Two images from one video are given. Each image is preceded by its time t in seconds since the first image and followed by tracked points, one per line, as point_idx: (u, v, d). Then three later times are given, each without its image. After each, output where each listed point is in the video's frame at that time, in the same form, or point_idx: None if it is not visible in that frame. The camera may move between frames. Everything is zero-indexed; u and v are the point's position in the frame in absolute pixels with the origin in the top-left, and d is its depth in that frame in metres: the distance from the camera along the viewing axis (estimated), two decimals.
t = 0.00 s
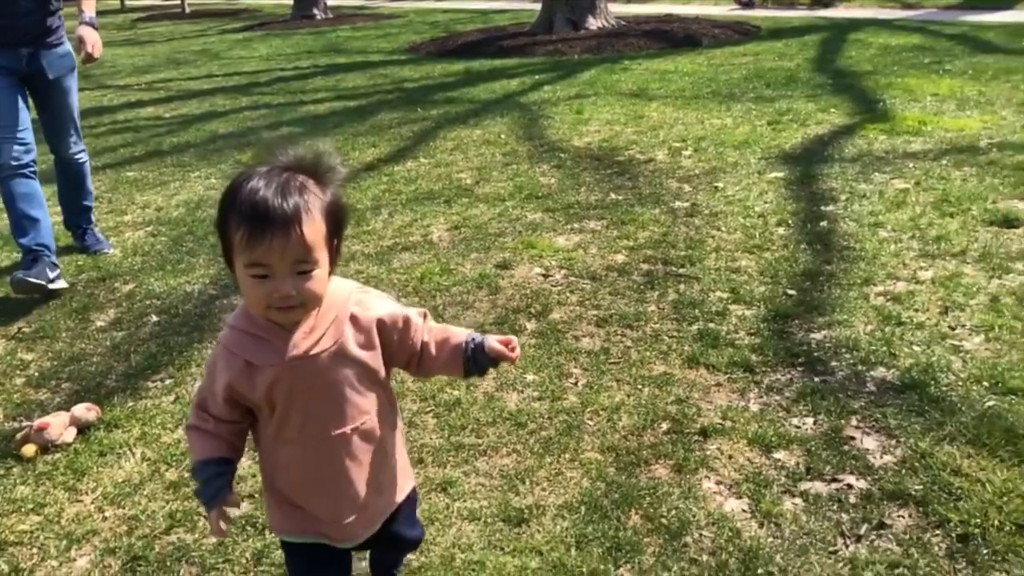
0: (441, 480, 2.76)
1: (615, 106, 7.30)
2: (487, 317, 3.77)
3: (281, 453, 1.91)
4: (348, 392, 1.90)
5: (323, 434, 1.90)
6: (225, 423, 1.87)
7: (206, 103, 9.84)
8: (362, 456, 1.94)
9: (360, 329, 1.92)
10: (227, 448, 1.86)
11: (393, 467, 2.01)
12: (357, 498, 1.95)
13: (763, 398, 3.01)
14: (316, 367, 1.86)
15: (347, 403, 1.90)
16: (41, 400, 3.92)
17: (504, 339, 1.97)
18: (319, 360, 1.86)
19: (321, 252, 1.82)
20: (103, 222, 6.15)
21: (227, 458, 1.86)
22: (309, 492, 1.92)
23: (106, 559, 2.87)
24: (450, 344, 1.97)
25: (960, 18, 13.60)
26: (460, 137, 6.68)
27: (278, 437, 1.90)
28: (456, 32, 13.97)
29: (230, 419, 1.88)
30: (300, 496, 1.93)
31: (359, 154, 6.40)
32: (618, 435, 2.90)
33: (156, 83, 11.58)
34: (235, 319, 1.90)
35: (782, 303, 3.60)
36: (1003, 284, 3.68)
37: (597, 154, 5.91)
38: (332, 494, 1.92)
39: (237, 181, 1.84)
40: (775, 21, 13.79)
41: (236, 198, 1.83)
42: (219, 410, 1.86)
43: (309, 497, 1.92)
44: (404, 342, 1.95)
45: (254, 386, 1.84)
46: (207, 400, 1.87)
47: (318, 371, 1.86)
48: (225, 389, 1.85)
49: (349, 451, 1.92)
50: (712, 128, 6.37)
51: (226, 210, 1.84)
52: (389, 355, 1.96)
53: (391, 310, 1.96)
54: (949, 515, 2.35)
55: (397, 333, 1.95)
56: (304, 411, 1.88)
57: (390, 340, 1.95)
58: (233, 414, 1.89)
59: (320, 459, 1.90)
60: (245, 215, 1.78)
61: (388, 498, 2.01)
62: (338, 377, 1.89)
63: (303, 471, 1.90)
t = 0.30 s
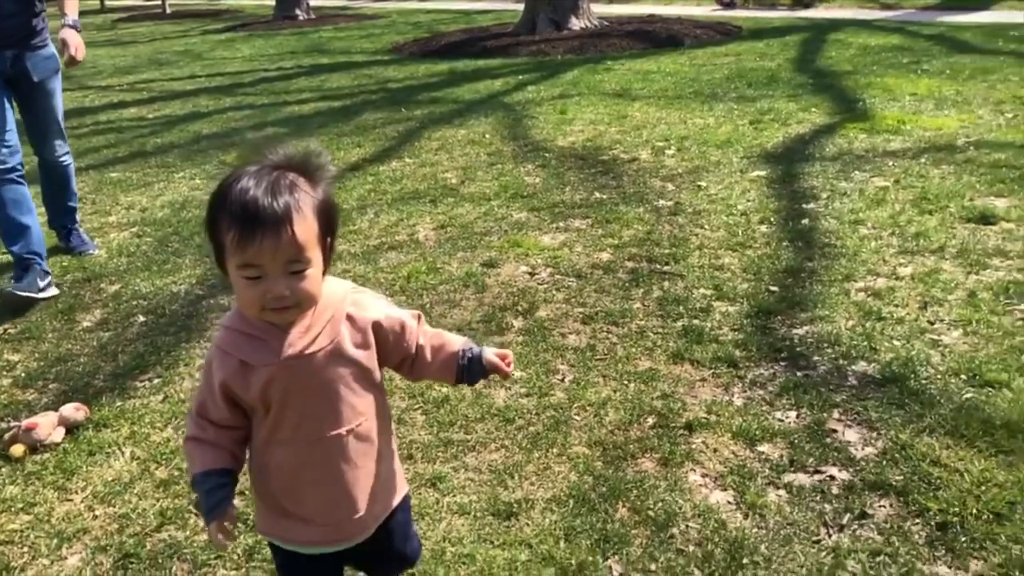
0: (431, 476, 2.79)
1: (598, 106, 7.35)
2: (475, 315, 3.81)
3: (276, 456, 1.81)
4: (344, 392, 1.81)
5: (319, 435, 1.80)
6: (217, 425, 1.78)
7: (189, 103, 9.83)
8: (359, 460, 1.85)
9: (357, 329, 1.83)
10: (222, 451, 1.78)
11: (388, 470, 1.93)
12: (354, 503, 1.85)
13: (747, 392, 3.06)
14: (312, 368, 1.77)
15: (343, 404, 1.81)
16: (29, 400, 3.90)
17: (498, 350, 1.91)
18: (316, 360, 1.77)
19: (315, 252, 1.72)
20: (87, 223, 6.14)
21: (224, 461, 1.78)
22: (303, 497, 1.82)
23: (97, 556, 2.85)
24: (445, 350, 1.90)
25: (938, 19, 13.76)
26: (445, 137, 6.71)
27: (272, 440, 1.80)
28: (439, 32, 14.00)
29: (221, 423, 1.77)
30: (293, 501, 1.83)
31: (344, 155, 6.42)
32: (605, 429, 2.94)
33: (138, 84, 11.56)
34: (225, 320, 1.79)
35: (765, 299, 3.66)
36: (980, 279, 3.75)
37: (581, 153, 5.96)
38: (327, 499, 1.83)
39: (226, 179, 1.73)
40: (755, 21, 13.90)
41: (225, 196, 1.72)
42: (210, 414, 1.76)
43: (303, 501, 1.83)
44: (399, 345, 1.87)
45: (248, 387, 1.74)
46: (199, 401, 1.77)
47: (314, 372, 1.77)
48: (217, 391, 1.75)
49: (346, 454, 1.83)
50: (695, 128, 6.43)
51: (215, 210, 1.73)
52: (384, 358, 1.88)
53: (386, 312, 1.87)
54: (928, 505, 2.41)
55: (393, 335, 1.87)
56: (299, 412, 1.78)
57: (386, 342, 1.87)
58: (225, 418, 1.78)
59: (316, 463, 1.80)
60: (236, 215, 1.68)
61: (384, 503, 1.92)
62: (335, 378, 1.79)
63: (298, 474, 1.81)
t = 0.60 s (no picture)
0: (423, 472, 2.83)
1: (585, 106, 7.41)
2: (465, 314, 3.84)
3: (276, 458, 1.78)
4: (345, 392, 1.79)
5: (320, 436, 1.78)
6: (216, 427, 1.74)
7: (175, 105, 9.83)
8: (360, 460, 1.83)
9: (358, 328, 1.82)
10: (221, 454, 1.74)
11: (387, 471, 1.91)
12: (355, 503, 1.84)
13: (734, 387, 3.12)
14: (312, 368, 1.75)
15: (344, 404, 1.79)
16: (20, 400, 3.89)
17: (495, 362, 1.92)
18: (316, 360, 1.75)
19: (313, 249, 1.70)
20: (74, 225, 6.13)
21: (227, 466, 1.75)
22: (302, 499, 1.80)
23: (92, 554, 2.86)
24: (444, 357, 1.90)
25: (920, 20, 13.90)
26: (432, 138, 6.75)
27: (273, 442, 1.77)
28: (426, 34, 14.03)
29: (220, 424, 1.74)
30: (292, 502, 1.81)
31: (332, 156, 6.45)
32: (595, 425, 2.98)
33: (123, 86, 11.54)
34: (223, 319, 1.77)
35: (750, 297, 3.71)
36: (962, 276, 3.82)
37: (568, 153, 6.01)
38: (327, 500, 1.81)
39: (222, 177, 1.72)
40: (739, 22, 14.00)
41: (222, 193, 1.71)
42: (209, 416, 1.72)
43: (302, 503, 1.80)
44: (398, 347, 1.87)
45: (248, 387, 1.71)
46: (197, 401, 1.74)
47: (314, 371, 1.75)
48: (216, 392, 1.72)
49: (346, 454, 1.81)
50: (681, 128, 6.49)
51: (212, 208, 1.72)
52: (383, 359, 1.87)
53: (386, 313, 1.87)
54: (912, 495, 2.46)
55: (392, 337, 1.86)
56: (299, 412, 1.76)
57: (386, 343, 1.86)
58: (224, 420, 1.74)
59: (316, 463, 1.78)
60: (232, 213, 1.67)
61: (384, 503, 1.90)
62: (335, 377, 1.77)
63: (297, 475, 1.78)
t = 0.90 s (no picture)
0: (414, 467, 2.86)
1: (570, 106, 7.45)
2: (453, 311, 3.88)
3: (279, 458, 1.79)
4: (347, 392, 1.80)
5: (323, 436, 1.79)
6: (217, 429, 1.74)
7: (160, 105, 9.81)
8: (362, 459, 1.84)
9: (359, 328, 1.83)
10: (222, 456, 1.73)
11: (387, 469, 1.93)
12: (357, 504, 1.84)
13: (720, 382, 3.16)
14: (315, 368, 1.75)
15: (346, 404, 1.80)
16: (9, 400, 3.88)
17: (492, 366, 1.99)
18: (318, 360, 1.76)
19: (314, 245, 1.71)
20: (60, 225, 6.12)
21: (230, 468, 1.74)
22: (304, 498, 1.81)
23: (85, 551, 2.87)
24: (441, 360, 1.96)
25: (901, 20, 14.04)
26: (419, 138, 6.77)
27: (275, 443, 1.78)
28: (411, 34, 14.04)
29: (222, 426, 1.74)
30: (292, 502, 1.82)
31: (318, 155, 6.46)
32: (583, 420, 3.02)
33: (106, 86, 11.49)
34: (224, 319, 1.76)
35: (736, 293, 3.76)
36: (943, 271, 3.88)
37: (554, 152, 6.05)
38: (328, 500, 1.81)
39: (221, 174, 1.72)
40: (722, 22, 14.09)
41: (220, 190, 1.71)
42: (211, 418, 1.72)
43: (303, 503, 1.81)
44: (397, 349, 1.90)
45: (250, 387, 1.71)
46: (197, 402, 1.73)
47: (317, 371, 1.76)
48: (217, 394, 1.71)
49: (349, 455, 1.82)
50: (665, 127, 6.54)
51: (211, 205, 1.72)
52: (382, 360, 1.90)
53: (385, 314, 1.89)
54: (895, 485, 2.52)
55: (391, 338, 1.89)
56: (301, 412, 1.76)
57: (385, 343, 1.89)
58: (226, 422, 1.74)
59: (318, 463, 1.79)
60: (233, 210, 1.67)
61: (386, 502, 1.92)
62: (337, 378, 1.78)
63: (299, 475, 1.79)
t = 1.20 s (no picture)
0: (409, 460, 2.90)
1: (558, 105, 7.50)
2: (445, 308, 3.92)
3: (285, 458, 1.78)
4: (354, 393, 1.80)
5: (329, 436, 1.78)
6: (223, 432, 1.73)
7: (147, 104, 9.80)
8: (369, 460, 1.84)
9: (365, 329, 1.83)
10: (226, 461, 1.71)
11: (393, 470, 1.92)
12: (363, 504, 1.84)
13: (709, 375, 3.22)
14: (322, 367, 1.75)
15: (353, 405, 1.80)
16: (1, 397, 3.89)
17: (493, 362, 2.00)
18: (325, 360, 1.75)
19: (320, 241, 1.71)
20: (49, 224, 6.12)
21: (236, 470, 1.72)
22: (310, 499, 1.80)
23: (82, 545, 2.89)
24: (442, 360, 1.96)
25: (884, 19, 14.16)
26: (407, 137, 6.81)
27: (282, 443, 1.77)
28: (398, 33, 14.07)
29: (228, 427, 1.72)
30: (297, 502, 1.81)
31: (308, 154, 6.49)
32: (575, 413, 3.07)
33: (92, 86, 11.47)
34: (229, 318, 1.76)
35: (723, 288, 3.82)
36: (927, 266, 3.95)
37: (543, 151, 6.10)
38: (334, 501, 1.81)
39: (228, 172, 1.72)
40: (707, 22, 14.18)
41: (228, 187, 1.71)
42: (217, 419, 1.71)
43: (309, 504, 1.81)
44: (400, 351, 1.90)
45: (257, 388, 1.70)
46: (202, 403, 1.72)
47: (324, 371, 1.75)
48: (224, 395, 1.70)
49: (355, 456, 1.82)
50: (652, 126, 6.59)
51: (218, 202, 1.72)
52: (386, 361, 1.89)
53: (389, 315, 1.89)
54: (880, 474, 2.57)
55: (394, 339, 1.88)
56: (308, 413, 1.75)
57: (389, 344, 1.88)
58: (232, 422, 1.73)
59: (324, 464, 1.78)
60: (240, 206, 1.67)
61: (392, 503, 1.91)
62: (344, 378, 1.78)
63: (305, 476, 1.78)
